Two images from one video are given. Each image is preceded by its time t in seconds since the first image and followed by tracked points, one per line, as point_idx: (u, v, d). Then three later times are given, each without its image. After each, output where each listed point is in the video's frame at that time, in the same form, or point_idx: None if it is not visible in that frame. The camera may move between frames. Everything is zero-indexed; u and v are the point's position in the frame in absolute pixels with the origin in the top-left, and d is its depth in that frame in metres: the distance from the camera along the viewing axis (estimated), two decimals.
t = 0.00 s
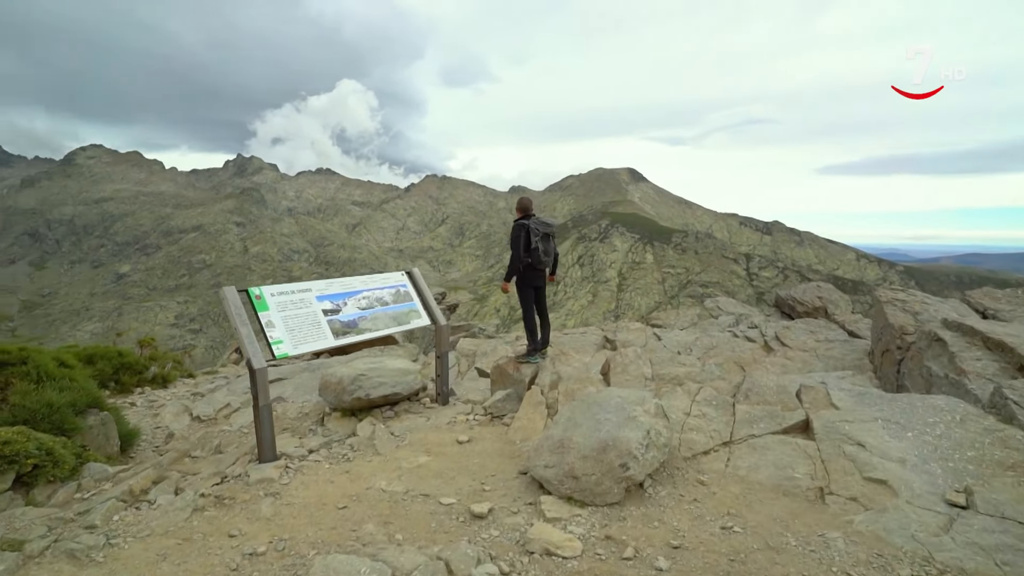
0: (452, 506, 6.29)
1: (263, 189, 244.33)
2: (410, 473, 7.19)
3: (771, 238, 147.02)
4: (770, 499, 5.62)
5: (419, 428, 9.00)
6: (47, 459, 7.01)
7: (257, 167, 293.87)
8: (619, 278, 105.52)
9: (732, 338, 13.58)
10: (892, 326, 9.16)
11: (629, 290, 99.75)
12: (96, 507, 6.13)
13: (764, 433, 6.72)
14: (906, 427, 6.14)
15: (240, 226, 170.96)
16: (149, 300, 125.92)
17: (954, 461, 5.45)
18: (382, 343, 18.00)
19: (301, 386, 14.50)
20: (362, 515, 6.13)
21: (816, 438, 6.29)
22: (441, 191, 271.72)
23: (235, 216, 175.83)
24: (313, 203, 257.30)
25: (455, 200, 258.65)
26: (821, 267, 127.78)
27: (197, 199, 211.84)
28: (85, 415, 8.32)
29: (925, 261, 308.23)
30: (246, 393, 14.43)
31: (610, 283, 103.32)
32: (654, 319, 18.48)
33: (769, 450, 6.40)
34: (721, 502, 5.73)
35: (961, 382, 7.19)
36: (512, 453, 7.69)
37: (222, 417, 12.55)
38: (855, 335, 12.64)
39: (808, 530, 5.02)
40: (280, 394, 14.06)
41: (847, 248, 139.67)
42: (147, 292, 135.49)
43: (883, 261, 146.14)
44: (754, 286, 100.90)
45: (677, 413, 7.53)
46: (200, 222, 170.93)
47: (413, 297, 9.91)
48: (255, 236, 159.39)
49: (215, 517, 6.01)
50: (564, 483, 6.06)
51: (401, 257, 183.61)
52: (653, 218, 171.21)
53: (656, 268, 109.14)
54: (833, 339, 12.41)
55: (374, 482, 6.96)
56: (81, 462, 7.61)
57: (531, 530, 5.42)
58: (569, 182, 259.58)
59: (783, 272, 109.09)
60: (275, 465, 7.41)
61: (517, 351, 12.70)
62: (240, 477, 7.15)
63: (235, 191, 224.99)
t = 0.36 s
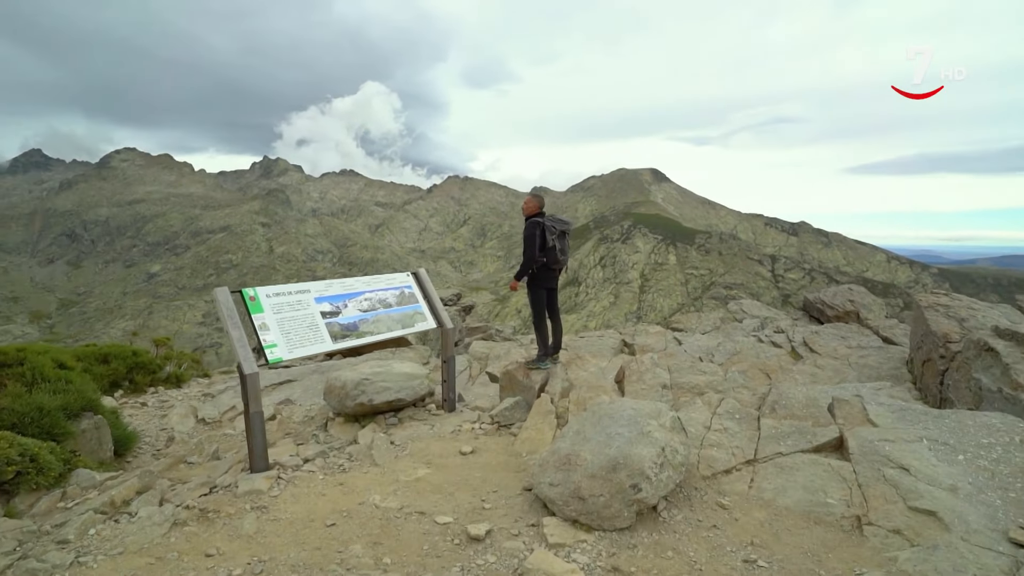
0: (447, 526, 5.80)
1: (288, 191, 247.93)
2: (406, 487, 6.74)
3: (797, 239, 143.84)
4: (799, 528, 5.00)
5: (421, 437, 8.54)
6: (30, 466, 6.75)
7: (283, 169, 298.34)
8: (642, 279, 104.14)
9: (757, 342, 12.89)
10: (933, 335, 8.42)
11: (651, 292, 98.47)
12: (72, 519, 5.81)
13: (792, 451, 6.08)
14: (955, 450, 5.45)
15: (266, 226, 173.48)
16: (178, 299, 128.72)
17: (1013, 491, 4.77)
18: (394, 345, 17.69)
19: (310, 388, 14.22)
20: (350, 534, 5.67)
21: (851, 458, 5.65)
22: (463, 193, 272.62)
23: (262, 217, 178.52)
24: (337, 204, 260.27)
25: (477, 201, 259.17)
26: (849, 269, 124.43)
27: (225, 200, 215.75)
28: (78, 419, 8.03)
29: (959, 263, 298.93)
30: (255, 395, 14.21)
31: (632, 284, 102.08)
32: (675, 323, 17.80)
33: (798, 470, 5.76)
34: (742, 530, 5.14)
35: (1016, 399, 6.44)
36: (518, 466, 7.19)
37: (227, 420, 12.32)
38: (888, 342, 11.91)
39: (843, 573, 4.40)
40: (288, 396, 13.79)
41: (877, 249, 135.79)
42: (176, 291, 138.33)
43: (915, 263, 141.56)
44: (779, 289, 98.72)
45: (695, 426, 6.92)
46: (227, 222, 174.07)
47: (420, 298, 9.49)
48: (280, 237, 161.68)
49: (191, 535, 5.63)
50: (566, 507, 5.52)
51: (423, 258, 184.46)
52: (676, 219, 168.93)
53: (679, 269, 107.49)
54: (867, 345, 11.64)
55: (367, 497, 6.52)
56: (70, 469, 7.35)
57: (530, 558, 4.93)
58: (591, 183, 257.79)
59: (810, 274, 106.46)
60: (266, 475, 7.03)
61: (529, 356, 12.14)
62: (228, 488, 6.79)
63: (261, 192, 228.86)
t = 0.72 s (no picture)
0: (437, 544, 5.33)
1: (305, 191, 250.17)
2: (396, 498, 6.29)
3: (816, 240, 141.31)
4: (826, 556, 4.46)
5: (417, 443, 8.07)
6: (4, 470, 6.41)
7: (300, 169, 301.18)
8: (657, 280, 102.94)
9: (776, 345, 12.27)
10: (971, 340, 7.77)
11: (667, 292, 97.31)
12: (37, 529, 5.45)
13: (818, 467, 5.51)
14: (1005, 470, 4.84)
15: (283, 225, 174.91)
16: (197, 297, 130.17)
17: None
18: (401, 344, 17.32)
19: (311, 388, 13.87)
20: (332, 552, 5.25)
21: (885, 477, 5.07)
22: (478, 193, 272.73)
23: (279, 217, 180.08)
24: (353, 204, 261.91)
25: (491, 200, 258.97)
26: (870, 270, 121.76)
27: (244, 200, 218.21)
28: (61, 421, 7.71)
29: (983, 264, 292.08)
30: (256, 395, 13.90)
31: (648, 284, 100.98)
32: (688, 325, 17.18)
33: (824, 489, 5.19)
34: (763, 558, 4.59)
35: None
36: (518, 477, 6.71)
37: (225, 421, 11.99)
38: (916, 346, 11.24)
39: None
40: (289, 396, 13.45)
41: (899, 250, 132.99)
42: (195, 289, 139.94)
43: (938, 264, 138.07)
44: (797, 290, 96.96)
45: (710, 436, 6.38)
46: (245, 222, 175.82)
47: (420, 296, 9.05)
48: (297, 237, 162.88)
49: (161, 550, 5.24)
50: (565, 526, 5.04)
51: (438, 257, 184.78)
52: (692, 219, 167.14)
53: (695, 270, 106.10)
54: (894, 349, 10.98)
55: (354, 509, 6.08)
56: (48, 473, 7.01)
57: None
58: (606, 183, 256.23)
59: (830, 275, 104.42)
60: (249, 483, 6.62)
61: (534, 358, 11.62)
62: (208, 497, 6.39)
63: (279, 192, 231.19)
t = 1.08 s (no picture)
0: (428, 567, 4.85)
1: (322, 191, 252.13)
2: (388, 514, 5.82)
3: (836, 240, 138.71)
4: None
5: (416, 452, 7.59)
6: None
7: (317, 169, 303.58)
8: (673, 280, 101.69)
9: (800, 348, 11.59)
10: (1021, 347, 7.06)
11: (683, 292, 96.12)
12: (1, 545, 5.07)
13: (856, 488, 4.91)
14: None
15: (300, 225, 176.30)
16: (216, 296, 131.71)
17: None
18: (409, 345, 16.90)
19: (315, 390, 13.50)
20: None
21: (935, 503, 4.47)
22: (493, 192, 272.66)
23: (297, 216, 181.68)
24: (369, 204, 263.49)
25: (506, 200, 258.59)
26: (892, 271, 118.97)
27: (262, 200, 220.65)
28: (45, 425, 7.37)
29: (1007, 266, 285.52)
30: (260, 396, 13.59)
31: (664, 285, 99.84)
32: (706, 327, 16.50)
33: (864, 514, 4.58)
34: None
35: None
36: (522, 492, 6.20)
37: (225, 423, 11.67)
38: (953, 352, 10.49)
39: None
40: (292, 398, 13.10)
41: (922, 250, 130.05)
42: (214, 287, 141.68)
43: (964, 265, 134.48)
44: (817, 291, 95.06)
45: (732, 451, 5.81)
46: (263, 221, 177.60)
47: (422, 294, 8.58)
48: (314, 236, 163.89)
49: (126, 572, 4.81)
50: (571, 550, 4.51)
51: (454, 257, 184.84)
52: (709, 219, 165.27)
53: (712, 270, 104.62)
54: (929, 354, 10.25)
55: (343, 525, 5.61)
56: (28, 480, 6.67)
57: None
58: (622, 182, 254.43)
59: (850, 276, 102.24)
60: (235, 494, 6.20)
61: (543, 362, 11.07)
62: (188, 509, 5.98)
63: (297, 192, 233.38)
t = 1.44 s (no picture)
0: None
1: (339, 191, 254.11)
2: (375, 530, 5.42)
3: (857, 240, 135.92)
4: None
5: (412, 461, 7.18)
6: None
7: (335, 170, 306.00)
8: (690, 281, 100.41)
9: (823, 354, 10.95)
10: None
11: (700, 293, 94.94)
12: None
13: (892, 516, 4.38)
14: None
15: (317, 225, 177.93)
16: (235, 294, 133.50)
17: None
18: (417, 346, 16.52)
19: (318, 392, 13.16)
20: None
21: (986, 537, 3.94)
22: (509, 192, 272.44)
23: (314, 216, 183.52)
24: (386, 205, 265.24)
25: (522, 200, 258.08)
26: (916, 272, 115.99)
27: (280, 200, 223.22)
28: (29, 429, 7.12)
29: None
30: (263, 396, 13.31)
31: (680, 285, 98.63)
32: (723, 329, 15.89)
33: (901, 546, 4.05)
34: None
35: None
36: (521, 507, 5.76)
37: (226, 426, 11.39)
38: (989, 359, 9.78)
39: None
40: (294, 400, 12.80)
41: (946, 251, 126.90)
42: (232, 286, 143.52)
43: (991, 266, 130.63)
44: (838, 293, 93.07)
45: (752, 468, 5.30)
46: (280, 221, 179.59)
47: (420, 295, 8.18)
48: (330, 236, 165.22)
49: None
50: None
51: (469, 257, 184.79)
52: (726, 219, 163.20)
53: (730, 271, 103.05)
54: (963, 361, 9.60)
55: (327, 543, 5.22)
56: (6, 487, 6.38)
57: None
58: (639, 182, 252.56)
59: (872, 277, 99.99)
60: (216, 506, 5.84)
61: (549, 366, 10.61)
62: (167, 521, 5.64)
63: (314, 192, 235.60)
